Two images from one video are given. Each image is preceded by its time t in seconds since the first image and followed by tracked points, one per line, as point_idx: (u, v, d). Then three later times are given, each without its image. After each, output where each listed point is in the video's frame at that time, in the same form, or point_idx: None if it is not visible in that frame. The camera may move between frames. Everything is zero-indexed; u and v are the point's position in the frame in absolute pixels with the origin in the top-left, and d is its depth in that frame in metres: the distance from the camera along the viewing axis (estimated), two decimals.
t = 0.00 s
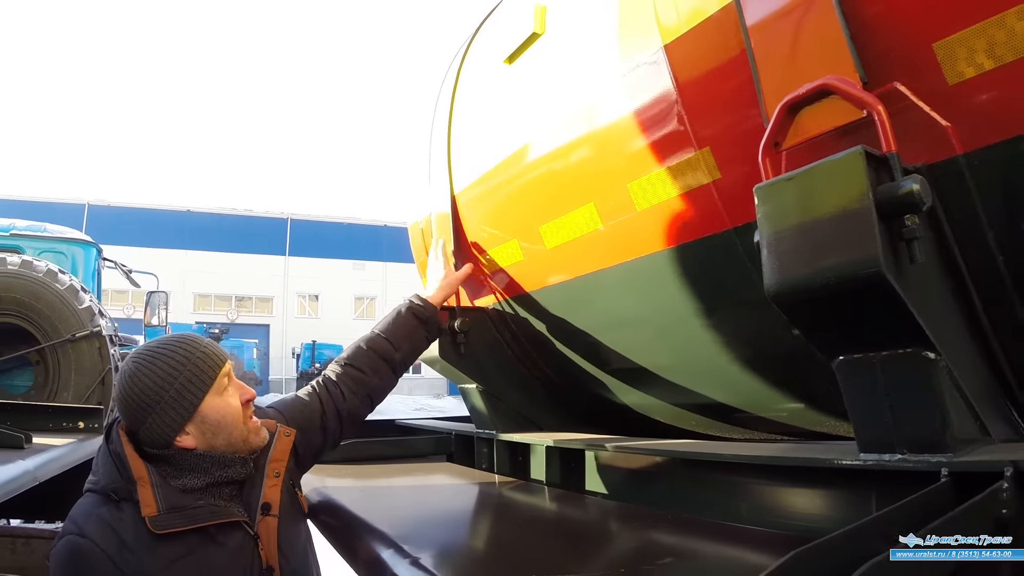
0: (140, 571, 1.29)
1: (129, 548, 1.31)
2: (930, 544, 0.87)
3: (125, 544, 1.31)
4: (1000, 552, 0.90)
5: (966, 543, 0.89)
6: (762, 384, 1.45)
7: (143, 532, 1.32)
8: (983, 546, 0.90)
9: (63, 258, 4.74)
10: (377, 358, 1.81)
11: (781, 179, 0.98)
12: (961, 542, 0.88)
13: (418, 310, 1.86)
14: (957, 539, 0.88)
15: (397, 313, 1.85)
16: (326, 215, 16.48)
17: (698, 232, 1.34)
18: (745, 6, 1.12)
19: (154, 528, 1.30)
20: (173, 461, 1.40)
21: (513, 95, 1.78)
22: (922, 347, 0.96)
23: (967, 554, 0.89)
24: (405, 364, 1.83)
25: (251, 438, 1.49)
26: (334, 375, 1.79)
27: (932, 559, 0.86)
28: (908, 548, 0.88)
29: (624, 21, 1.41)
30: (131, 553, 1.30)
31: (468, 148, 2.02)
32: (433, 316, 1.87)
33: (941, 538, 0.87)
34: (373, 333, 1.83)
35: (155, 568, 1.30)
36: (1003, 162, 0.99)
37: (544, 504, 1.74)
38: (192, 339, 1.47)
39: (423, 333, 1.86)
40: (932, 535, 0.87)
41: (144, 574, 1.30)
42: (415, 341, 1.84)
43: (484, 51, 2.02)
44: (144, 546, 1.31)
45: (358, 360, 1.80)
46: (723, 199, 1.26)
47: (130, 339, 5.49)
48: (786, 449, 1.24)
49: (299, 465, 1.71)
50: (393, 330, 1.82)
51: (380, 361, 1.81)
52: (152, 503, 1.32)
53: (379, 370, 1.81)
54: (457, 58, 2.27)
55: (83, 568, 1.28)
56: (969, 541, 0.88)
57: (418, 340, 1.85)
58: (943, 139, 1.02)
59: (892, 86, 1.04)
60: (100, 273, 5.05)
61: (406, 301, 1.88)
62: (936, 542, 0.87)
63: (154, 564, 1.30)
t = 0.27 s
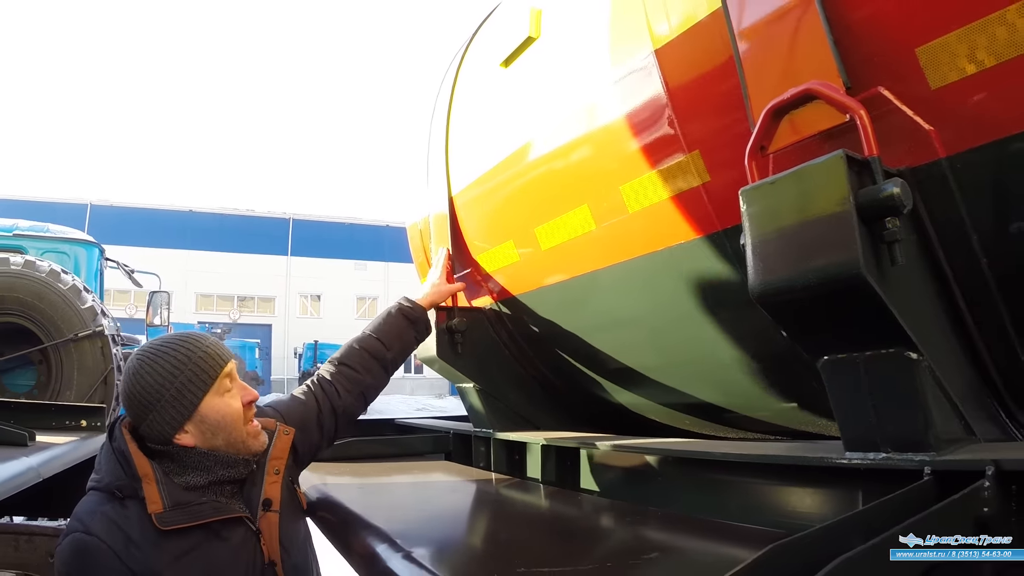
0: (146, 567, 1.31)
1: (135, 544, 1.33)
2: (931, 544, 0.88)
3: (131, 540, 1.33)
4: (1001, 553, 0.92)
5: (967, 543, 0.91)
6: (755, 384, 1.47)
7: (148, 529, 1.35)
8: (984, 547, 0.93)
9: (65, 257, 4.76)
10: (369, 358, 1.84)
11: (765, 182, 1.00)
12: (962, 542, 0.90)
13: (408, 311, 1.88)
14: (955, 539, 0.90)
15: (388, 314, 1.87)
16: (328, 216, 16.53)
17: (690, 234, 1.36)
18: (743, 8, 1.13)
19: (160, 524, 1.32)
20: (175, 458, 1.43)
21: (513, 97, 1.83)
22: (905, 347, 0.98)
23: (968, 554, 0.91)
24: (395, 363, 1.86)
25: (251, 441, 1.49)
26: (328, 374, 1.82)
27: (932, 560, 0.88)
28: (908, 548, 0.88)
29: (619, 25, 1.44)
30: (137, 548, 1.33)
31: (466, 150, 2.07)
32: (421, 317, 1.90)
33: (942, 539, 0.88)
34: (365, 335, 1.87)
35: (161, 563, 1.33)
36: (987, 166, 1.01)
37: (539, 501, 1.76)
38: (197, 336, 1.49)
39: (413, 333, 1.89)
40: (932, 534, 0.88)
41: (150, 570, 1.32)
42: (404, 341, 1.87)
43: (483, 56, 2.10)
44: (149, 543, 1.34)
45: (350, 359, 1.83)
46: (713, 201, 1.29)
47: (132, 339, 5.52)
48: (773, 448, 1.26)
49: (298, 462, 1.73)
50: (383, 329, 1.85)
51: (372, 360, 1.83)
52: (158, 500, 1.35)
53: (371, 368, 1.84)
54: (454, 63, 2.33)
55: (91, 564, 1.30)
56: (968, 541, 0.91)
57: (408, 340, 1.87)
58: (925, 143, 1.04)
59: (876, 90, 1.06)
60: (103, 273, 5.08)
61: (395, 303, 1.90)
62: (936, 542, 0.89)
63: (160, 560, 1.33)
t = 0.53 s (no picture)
0: (153, 566, 1.33)
1: (141, 544, 1.34)
2: (931, 544, 0.89)
3: (138, 540, 1.34)
4: (1001, 553, 0.93)
5: (967, 543, 0.94)
6: (753, 384, 1.49)
7: (154, 527, 1.36)
8: (984, 546, 0.95)
9: (67, 257, 4.77)
10: (370, 363, 1.87)
11: (760, 183, 1.01)
12: (962, 542, 0.93)
13: (409, 317, 1.92)
14: (957, 539, 0.92)
15: (389, 320, 1.91)
16: (330, 215, 16.55)
17: (687, 234, 1.37)
18: (743, 9, 1.14)
19: (167, 523, 1.35)
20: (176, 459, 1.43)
21: (513, 98, 1.85)
22: (898, 346, 0.99)
23: (969, 554, 0.93)
24: (397, 368, 1.89)
25: (209, 464, 1.41)
26: (331, 378, 1.85)
27: (932, 559, 0.89)
28: (908, 548, 0.89)
29: (619, 27, 1.46)
30: (144, 547, 1.33)
31: (467, 150, 2.08)
32: (421, 322, 1.94)
33: (942, 539, 0.89)
34: (367, 340, 1.90)
35: (167, 562, 1.34)
36: (982, 167, 1.02)
37: (539, 500, 1.76)
38: (201, 336, 1.48)
39: (413, 339, 1.93)
40: (934, 534, 0.89)
41: (157, 569, 1.33)
42: (405, 345, 1.90)
43: (483, 57, 2.11)
44: (156, 542, 1.35)
45: (352, 364, 1.86)
46: (710, 202, 1.30)
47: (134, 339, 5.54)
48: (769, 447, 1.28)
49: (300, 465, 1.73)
50: (384, 335, 1.89)
51: (373, 364, 1.87)
52: (164, 499, 1.37)
53: (372, 374, 1.87)
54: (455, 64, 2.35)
55: (96, 563, 1.30)
56: (968, 540, 0.93)
57: (408, 346, 1.91)
58: (919, 144, 1.05)
59: (870, 92, 1.07)
60: (105, 273, 5.10)
61: (398, 309, 1.94)
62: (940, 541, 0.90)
63: (166, 558, 1.34)
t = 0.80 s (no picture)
0: (152, 564, 1.35)
1: (142, 542, 1.35)
2: (931, 544, 0.90)
3: (138, 538, 1.36)
4: (1002, 553, 0.93)
5: (968, 543, 0.95)
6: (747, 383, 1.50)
7: (154, 526, 1.38)
8: (985, 547, 0.96)
9: (70, 258, 4.80)
10: (370, 365, 1.89)
11: (751, 186, 1.02)
12: (962, 542, 0.95)
13: (408, 319, 1.94)
14: (956, 540, 0.94)
15: (389, 322, 1.93)
16: (332, 216, 16.59)
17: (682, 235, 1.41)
18: (742, 12, 1.15)
19: (166, 522, 1.36)
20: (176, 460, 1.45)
21: (510, 101, 1.86)
22: (887, 348, 0.99)
23: (968, 554, 0.94)
24: (397, 370, 1.91)
25: (205, 466, 1.42)
26: (331, 379, 1.86)
27: (932, 559, 0.90)
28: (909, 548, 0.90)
29: (613, 31, 1.49)
30: (144, 545, 1.35)
31: (465, 152, 2.10)
32: (421, 324, 1.97)
33: (941, 539, 0.90)
34: (367, 341, 1.92)
35: (167, 560, 1.36)
36: (971, 170, 1.03)
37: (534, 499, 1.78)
38: (202, 339, 1.49)
39: (413, 341, 1.95)
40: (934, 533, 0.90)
41: (157, 566, 1.35)
42: (404, 347, 1.92)
43: (481, 60, 2.13)
44: (156, 541, 1.37)
45: (352, 365, 1.88)
46: (703, 203, 1.33)
47: (136, 340, 5.56)
48: (761, 446, 1.29)
49: (301, 464, 1.75)
50: (384, 337, 1.91)
51: (372, 366, 1.89)
52: (164, 498, 1.39)
53: (372, 376, 1.89)
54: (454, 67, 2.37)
55: (96, 560, 1.31)
56: (967, 541, 0.95)
57: (408, 348, 1.93)
58: (908, 147, 1.06)
59: (860, 94, 1.08)
60: (107, 274, 5.12)
61: (398, 312, 1.96)
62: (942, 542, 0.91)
63: (166, 556, 1.36)
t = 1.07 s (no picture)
0: (151, 558, 1.37)
1: (142, 536, 1.38)
2: (932, 543, 0.95)
3: (138, 532, 1.39)
4: (1001, 553, 0.97)
5: (968, 544, 0.99)
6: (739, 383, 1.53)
7: (154, 520, 1.41)
8: (986, 547, 0.99)
9: (73, 260, 4.83)
10: (369, 365, 1.91)
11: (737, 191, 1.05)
12: (962, 542, 0.99)
13: (406, 320, 1.95)
14: (955, 540, 0.99)
15: (388, 323, 1.94)
16: (333, 217, 16.64)
17: (672, 238, 1.43)
18: (741, 13, 1.15)
19: (165, 517, 1.39)
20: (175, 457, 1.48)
21: (507, 105, 1.89)
22: (870, 350, 1.02)
23: (969, 555, 0.98)
24: (395, 371, 1.92)
25: (204, 464, 1.45)
26: (329, 379, 1.88)
27: (933, 559, 0.94)
28: (909, 548, 0.95)
29: (606, 37, 1.51)
30: (144, 539, 1.38)
31: (463, 155, 2.12)
32: (419, 325, 1.97)
33: (942, 540, 0.95)
34: (366, 342, 1.93)
35: (166, 553, 1.38)
36: (954, 175, 1.05)
37: (528, 497, 1.80)
38: (202, 339, 1.51)
39: (411, 342, 1.95)
40: (934, 534, 0.95)
41: (156, 560, 1.37)
42: (404, 349, 1.93)
43: (478, 64, 2.16)
44: (155, 534, 1.39)
45: (351, 366, 1.90)
46: (693, 207, 1.36)
47: (138, 340, 5.60)
48: (751, 445, 1.32)
49: (299, 462, 1.78)
50: (383, 338, 1.91)
51: (371, 367, 1.90)
52: (163, 494, 1.41)
53: (371, 376, 1.91)
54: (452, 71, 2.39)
55: (99, 554, 1.35)
56: (968, 541, 0.99)
57: (407, 349, 1.94)
58: (891, 152, 1.09)
59: (845, 100, 1.11)
60: (109, 274, 5.15)
61: (397, 312, 1.98)
62: (940, 543, 0.95)
63: (166, 549, 1.39)
